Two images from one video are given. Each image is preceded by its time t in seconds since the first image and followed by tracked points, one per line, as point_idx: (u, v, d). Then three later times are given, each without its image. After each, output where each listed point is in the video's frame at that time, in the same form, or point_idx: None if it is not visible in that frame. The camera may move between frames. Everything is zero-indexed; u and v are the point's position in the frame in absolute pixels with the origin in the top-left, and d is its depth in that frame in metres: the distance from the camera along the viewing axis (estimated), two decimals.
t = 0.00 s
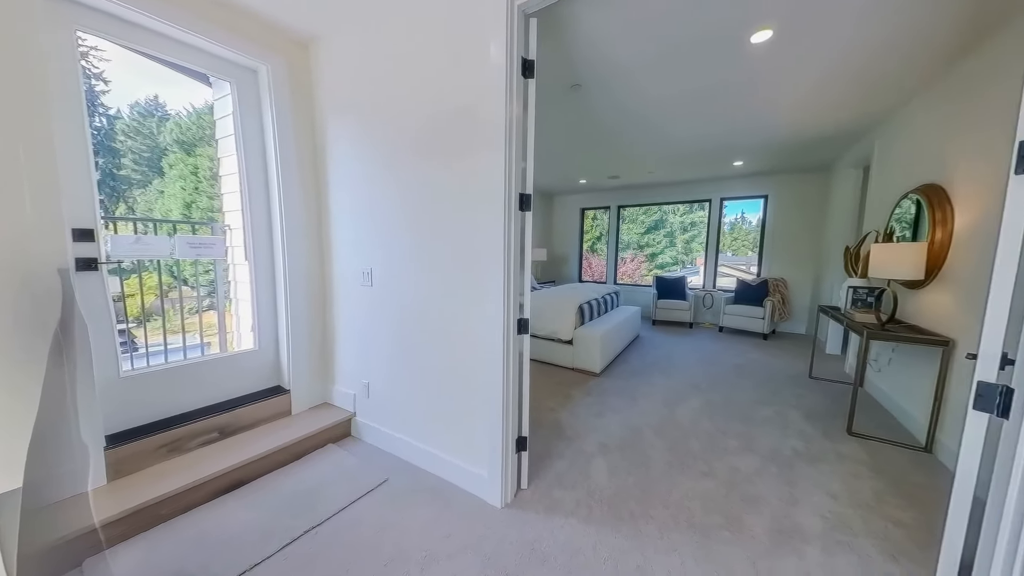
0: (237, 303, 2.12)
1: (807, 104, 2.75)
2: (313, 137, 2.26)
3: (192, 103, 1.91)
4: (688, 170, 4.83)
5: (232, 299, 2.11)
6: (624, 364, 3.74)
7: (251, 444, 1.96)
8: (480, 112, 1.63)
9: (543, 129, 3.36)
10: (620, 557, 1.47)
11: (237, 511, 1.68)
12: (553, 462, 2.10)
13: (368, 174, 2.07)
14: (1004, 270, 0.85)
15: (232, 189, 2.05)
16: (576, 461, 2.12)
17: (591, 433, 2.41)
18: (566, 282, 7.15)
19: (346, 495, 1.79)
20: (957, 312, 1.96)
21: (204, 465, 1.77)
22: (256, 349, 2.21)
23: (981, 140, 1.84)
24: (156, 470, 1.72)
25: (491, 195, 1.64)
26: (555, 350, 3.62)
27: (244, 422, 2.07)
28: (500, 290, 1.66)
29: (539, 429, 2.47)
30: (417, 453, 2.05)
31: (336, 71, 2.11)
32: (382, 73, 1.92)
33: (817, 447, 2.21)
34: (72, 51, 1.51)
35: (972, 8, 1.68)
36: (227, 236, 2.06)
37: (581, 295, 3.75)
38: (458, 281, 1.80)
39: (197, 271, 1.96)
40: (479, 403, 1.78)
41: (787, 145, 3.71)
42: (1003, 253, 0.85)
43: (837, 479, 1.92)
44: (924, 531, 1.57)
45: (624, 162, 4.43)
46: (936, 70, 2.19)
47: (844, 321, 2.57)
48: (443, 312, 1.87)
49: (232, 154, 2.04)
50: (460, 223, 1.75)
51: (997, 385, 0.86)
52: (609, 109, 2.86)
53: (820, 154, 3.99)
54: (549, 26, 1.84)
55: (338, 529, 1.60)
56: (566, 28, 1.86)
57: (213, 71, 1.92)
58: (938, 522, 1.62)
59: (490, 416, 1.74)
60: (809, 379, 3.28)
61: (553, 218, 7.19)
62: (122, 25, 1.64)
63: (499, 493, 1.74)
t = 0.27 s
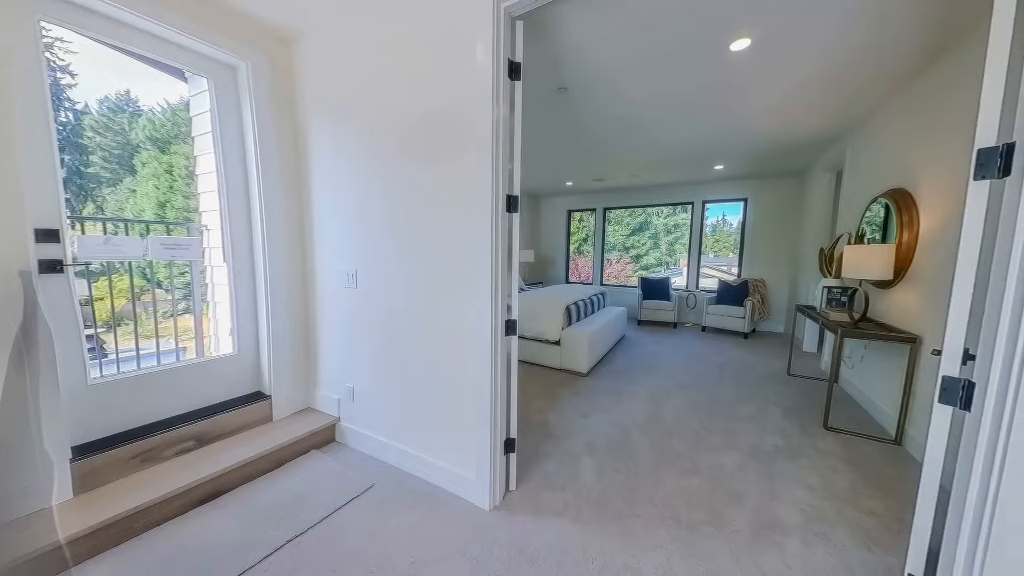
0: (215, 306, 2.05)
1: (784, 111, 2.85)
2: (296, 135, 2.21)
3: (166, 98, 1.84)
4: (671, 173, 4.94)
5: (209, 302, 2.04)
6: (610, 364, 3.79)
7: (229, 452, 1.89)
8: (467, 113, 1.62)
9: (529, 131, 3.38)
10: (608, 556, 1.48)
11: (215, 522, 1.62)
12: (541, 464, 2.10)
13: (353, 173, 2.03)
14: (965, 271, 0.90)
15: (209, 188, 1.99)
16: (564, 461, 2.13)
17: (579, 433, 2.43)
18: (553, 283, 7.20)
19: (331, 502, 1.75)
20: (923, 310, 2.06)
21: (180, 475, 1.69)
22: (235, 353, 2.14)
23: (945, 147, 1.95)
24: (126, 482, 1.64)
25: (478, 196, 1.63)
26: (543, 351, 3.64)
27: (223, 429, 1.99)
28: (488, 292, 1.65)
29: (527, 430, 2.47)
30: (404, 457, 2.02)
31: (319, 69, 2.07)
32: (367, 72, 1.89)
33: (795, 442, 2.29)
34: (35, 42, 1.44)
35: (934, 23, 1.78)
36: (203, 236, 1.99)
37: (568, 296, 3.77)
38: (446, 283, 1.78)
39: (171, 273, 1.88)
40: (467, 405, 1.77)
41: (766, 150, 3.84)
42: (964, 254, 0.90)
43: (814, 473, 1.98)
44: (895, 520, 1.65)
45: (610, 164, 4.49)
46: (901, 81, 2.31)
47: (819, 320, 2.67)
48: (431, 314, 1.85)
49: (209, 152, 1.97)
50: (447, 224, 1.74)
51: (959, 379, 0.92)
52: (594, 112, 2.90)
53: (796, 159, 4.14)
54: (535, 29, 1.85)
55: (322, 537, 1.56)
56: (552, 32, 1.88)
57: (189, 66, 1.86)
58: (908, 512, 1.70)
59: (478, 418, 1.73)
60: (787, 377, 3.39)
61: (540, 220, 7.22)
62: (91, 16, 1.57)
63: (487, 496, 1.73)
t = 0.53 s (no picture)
0: (191, 309, 1.98)
1: (762, 117, 2.94)
2: (277, 134, 2.15)
3: (138, 94, 1.76)
4: (655, 176, 5.03)
5: (184, 306, 1.96)
6: (597, 364, 3.82)
7: (207, 461, 1.82)
8: (454, 114, 1.61)
9: (517, 133, 3.39)
10: (596, 555, 1.49)
11: (191, 534, 1.55)
12: (529, 465, 2.10)
13: (337, 173, 1.99)
14: (930, 271, 0.95)
15: (185, 187, 1.92)
16: (553, 462, 2.13)
17: (567, 434, 2.44)
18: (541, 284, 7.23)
19: (314, 510, 1.71)
20: (892, 309, 2.16)
21: (153, 486, 1.62)
22: (212, 358, 2.06)
23: (911, 154, 2.05)
24: (95, 495, 1.55)
25: (465, 197, 1.62)
26: (531, 352, 3.64)
27: (199, 437, 1.92)
28: (476, 293, 1.64)
29: (515, 431, 2.47)
30: (390, 461, 1.98)
31: (302, 67, 2.02)
32: (351, 71, 1.86)
33: (775, 438, 2.36)
34: None
35: (899, 37, 1.87)
36: (179, 237, 1.92)
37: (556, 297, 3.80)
38: (432, 284, 1.77)
39: (144, 275, 1.80)
40: (454, 408, 1.75)
41: (745, 154, 3.96)
42: (929, 256, 0.95)
43: (793, 467, 2.05)
44: (868, 511, 1.71)
45: (596, 167, 4.55)
46: (871, 90, 2.42)
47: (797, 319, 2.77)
48: (417, 316, 1.83)
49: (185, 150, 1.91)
50: (434, 225, 1.73)
51: (925, 374, 0.97)
52: (580, 115, 2.94)
53: (774, 163, 4.28)
54: (522, 32, 1.86)
55: (305, 546, 1.51)
56: (539, 35, 1.89)
57: (163, 60, 1.79)
58: (880, 502, 1.77)
59: (465, 420, 1.71)
60: (766, 374, 3.50)
61: (528, 221, 7.25)
62: (56, 6, 1.49)
63: (475, 499, 1.72)
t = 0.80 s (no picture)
0: (160, 314, 1.89)
1: (738, 123, 3.05)
2: (254, 131, 2.09)
3: (103, 87, 1.67)
4: (637, 179, 5.14)
5: (154, 310, 1.87)
6: (582, 364, 3.86)
7: (178, 472, 1.73)
8: (438, 115, 1.60)
9: (501, 135, 3.40)
10: (583, 554, 1.50)
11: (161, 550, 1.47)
12: (516, 466, 2.10)
13: (317, 173, 1.94)
14: (893, 272, 1.01)
15: (154, 186, 1.83)
16: (539, 462, 2.14)
17: (552, 434, 2.45)
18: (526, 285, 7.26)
19: (295, 519, 1.65)
20: (859, 308, 2.27)
21: (119, 500, 1.53)
22: (184, 364, 1.97)
23: (875, 161, 2.17)
24: (54, 512, 1.46)
25: (449, 198, 1.61)
26: (516, 353, 3.65)
27: (170, 447, 1.83)
28: (461, 295, 1.63)
29: (502, 433, 2.46)
30: (374, 467, 1.94)
31: (280, 63, 1.97)
32: (332, 69, 1.83)
33: (753, 433, 2.44)
34: None
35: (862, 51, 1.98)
36: (147, 238, 1.83)
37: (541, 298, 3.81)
38: (417, 286, 1.74)
39: (109, 278, 1.71)
40: (440, 411, 1.73)
41: (722, 159, 4.09)
42: (891, 258, 1.01)
43: (770, 461, 2.12)
44: (840, 501, 1.79)
45: (579, 170, 4.61)
46: (838, 100, 2.55)
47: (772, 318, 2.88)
48: (402, 318, 1.80)
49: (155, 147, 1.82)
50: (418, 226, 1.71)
51: (889, 368, 1.02)
52: (564, 119, 2.97)
53: (749, 168, 4.45)
54: (506, 35, 1.87)
55: (285, 557, 1.46)
56: (523, 38, 1.91)
57: (130, 52, 1.70)
58: (850, 492, 1.86)
59: (451, 423, 1.70)
60: (744, 372, 3.62)
61: (512, 223, 7.27)
62: None
63: (461, 503, 1.70)
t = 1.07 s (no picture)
0: (131, 318, 1.81)
1: (719, 128, 3.14)
2: (233, 129, 2.02)
3: (68, 81, 1.59)
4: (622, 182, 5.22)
5: (124, 314, 1.79)
6: (570, 365, 3.89)
7: (152, 483, 1.66)
8: (424, 115, 1.59)
9: (488, 137, 3.41)
10: (571, 554, 1.50)
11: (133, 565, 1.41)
12: (504, 468, 2.09)
13: (300, 173, 1.90)
14: (864, 273, 1.05)
15: (125, 184, 1.76)
16: (527, 464, 2.14)
17: (541, 435, 2.46)
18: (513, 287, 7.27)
19: (276, 528, 1.60)
20: (834, 307, 2.36)
21: (87, 513, 1.46)
22: (157, 370, 1.89)
23: (847, 166, 2.26)
24: (14, 529, 1.37)
25: (436, 199, 1.60)
26: (504, 355, 3.64)
27: (142, 457, 1.75)
28: (448, 297, 1.62)
29: (490, 435, 2.45)
30: (359, 473, 1.90)
31: (261, 60, 1.92)
32: (315, 66, 1.79)
33: (735, 430, 2.50)
34: None
35: (835, 61, 2.06)
36: (118, 238, 1.75)
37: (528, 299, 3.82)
38: (403, 288, 1.72)
39: (75, 280, 1.62)
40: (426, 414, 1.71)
41: (704, 163, 4.20)
42: (863, 259, 1.06)
43: (752, 457, 2.18)
44: (817, 494, 1.86)
45: (566, 172, 4.65)
46: (812, 108, 2.66)
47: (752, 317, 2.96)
48: (387, 320, 1.77)
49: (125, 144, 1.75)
50: (404, 227, 1.68)
51: (862, 365, 1.07)
52: (551, 121, 2.99)
53: (729, 172, 4.58)
54: (493, 37, 1.87)
55: (267, 567, 1.42)
56: (510, 40, 1.91)
57: (100, 45, 1.63)
58: (826, 485, 1.93)
59: (438, 426, 1.68)
60: (726, 370, 3.71)
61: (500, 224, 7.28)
62: None
63: (449, 507, 1.69)
